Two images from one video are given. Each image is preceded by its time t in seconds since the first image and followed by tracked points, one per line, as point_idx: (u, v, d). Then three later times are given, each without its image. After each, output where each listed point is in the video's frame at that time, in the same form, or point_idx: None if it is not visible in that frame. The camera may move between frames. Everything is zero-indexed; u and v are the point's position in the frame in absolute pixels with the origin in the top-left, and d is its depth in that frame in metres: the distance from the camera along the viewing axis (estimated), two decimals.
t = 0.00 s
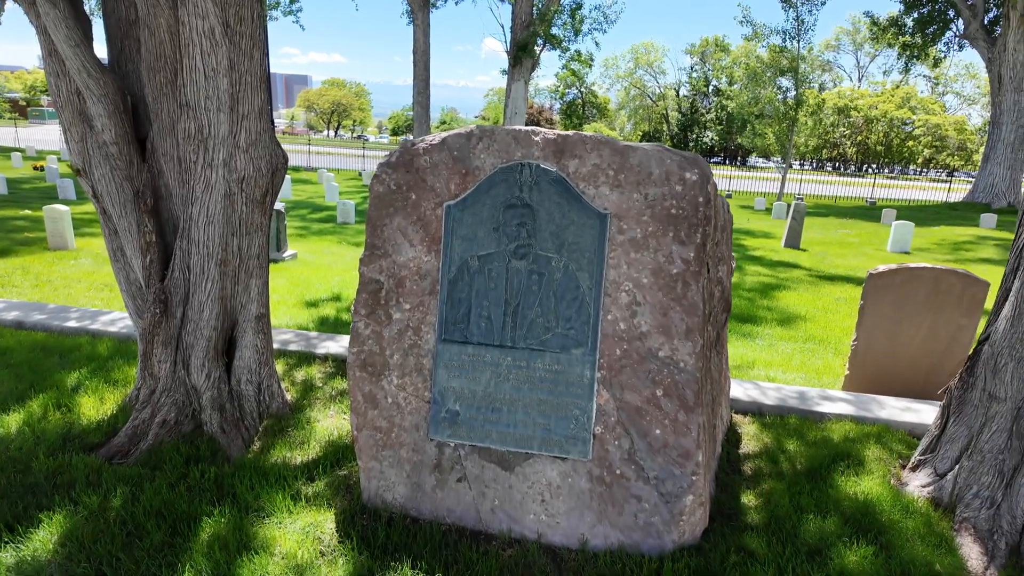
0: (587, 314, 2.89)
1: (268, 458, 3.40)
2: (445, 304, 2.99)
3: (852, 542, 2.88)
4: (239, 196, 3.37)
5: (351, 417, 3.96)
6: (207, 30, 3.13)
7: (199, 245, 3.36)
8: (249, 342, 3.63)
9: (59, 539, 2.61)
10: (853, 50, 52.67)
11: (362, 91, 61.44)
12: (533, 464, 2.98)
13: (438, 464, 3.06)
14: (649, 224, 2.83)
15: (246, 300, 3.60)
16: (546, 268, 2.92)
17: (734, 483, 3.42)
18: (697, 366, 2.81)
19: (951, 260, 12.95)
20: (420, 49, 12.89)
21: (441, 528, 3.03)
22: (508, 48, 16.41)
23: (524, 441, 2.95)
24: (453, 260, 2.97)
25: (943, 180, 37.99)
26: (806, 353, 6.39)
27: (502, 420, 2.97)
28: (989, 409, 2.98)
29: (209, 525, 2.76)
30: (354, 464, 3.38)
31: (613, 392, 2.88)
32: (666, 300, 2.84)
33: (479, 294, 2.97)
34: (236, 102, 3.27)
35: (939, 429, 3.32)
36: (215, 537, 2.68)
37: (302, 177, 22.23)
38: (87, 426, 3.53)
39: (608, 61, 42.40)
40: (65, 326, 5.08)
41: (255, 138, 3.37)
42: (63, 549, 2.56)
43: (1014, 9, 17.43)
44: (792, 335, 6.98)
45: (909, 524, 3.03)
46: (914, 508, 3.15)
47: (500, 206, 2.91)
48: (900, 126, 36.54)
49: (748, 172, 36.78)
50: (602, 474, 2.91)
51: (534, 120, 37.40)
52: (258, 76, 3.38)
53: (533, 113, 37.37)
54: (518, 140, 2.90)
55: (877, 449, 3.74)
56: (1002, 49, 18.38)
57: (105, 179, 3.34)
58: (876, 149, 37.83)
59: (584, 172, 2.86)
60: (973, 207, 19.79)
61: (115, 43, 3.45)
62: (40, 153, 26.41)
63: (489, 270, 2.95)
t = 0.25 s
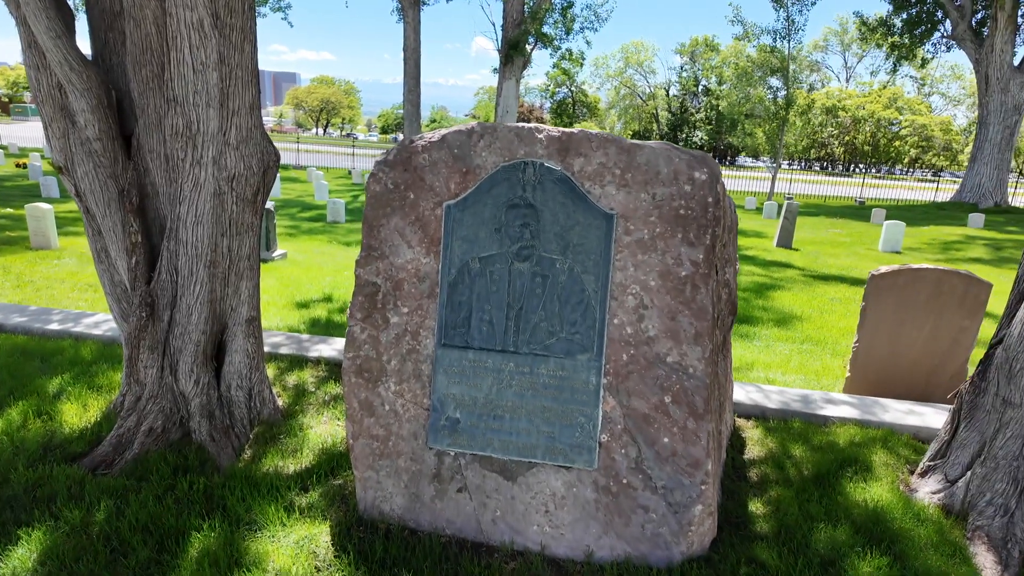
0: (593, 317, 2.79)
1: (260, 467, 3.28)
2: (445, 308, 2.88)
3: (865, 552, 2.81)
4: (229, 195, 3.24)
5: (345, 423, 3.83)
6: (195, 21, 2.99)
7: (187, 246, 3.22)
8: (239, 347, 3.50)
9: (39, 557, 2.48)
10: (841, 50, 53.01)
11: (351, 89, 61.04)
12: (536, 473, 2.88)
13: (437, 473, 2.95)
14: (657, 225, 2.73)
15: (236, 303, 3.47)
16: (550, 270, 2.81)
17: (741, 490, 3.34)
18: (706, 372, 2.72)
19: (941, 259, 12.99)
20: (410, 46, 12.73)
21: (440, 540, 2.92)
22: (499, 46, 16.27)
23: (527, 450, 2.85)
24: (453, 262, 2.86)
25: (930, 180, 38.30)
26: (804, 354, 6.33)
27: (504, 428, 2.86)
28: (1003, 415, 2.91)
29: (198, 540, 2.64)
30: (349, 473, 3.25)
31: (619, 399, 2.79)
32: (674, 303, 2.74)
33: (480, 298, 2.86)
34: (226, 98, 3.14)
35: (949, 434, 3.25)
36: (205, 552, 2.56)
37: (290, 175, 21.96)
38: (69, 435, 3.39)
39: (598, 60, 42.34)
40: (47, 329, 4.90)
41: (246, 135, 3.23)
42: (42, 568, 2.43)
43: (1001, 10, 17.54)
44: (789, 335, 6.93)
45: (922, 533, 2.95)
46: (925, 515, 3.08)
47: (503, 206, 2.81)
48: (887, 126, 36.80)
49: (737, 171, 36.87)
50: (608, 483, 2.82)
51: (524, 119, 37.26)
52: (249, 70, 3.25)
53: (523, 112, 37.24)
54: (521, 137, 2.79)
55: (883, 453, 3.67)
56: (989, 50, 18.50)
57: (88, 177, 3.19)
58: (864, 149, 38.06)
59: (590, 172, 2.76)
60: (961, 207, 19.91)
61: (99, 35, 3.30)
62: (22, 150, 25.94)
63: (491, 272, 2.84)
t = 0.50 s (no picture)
0: (599, 325, 2.68)
1: (248, 483, 3.12)
2: (445, 316, 2.75)
3: (879, 563, 2.74)
4: (213, 197, 3.06)
5: (336, 434, 3.69)
6: (177, 13, 2.80)
7: (169, 251, 3.05)
8: (225, 356, 3.34)
9: None
10: (818, 50, 53.59)
11: (330, 86, 60.39)
12: (541, 487, 2.77)
13: (437, 488, 2.82)
14: (665, 229, 2.63)
15: (221, 311, 3.30)
16: (555, 276, 2.69)
17: (746, 500, 3.26)
18: (717, 381, 2.63)
19: (922, 257, 13.12)
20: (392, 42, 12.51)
21: (441, 558, 2.80)
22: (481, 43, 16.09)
23: (532, 463, 2.73)
24: (453, 268, 2.73)
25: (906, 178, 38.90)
26: (796, 354, 6.30)
27: (507, 441, 2.75)
28: (1013, 421, 2.86)
29: (184, 566, 2.49)
30: (343, 488, 3.11)
31: (628, 409, 2.69)
32: (684, 310, 2.64)
33: (482, 305, 2.73)
34: (210, 94, 2.96)
35: (957, 440, 3.20)
36: None
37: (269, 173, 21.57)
38: (43, 452, 3.20)
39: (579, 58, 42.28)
40: (17, 336, 4.68)
41: (232, 133, 3.06)
42: None
43: (976, 11, 17.78)
44: (780, 336, 6.90)
45: (933, 542, 2.89)
46: (935, 523, 3.02)
47: (505, 209, 2.68)
48: (863, 125, 37.29)
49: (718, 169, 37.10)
50: (615, 496, 2.71)
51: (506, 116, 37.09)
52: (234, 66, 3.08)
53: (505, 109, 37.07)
54: (524, 137, 2.67)
55: (887, 458, 3.61)
56: (965, 51, 18.76)
57: (61, 178, 3.00)
58: (841, 148, 38.53)
59: (596, 173, 2.65)
60: (937, 204, 20.18)
61: (72, 27, 3.11)
62: None
63: (492, 278, 2.72)
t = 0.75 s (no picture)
0: (595, 331, 2.61)
1: (228, 496, 3.01)
2: (435, 321, 2.66)
3: (876, 569, 2.71)
4: (191, 199, 2.93)
5: (320, 442, 3.58)
6: (152, 5, 2.67)
7: (144, 256, 2.92)
8: (203, 364, 3.21)
9: None
10: (793, 51, 54.26)
11: (307, 83, 59.65)
12: (535, 497, 2.70)
13: (427, 500, 2.73)
14: (661, 232, 2.57)
15: (199, 316, 3.18)
16: (549, 280, 2.62)
17: (740, 505, 3.22)
18: (714, 387, 2.58)
19: (898, 256, 13.30)
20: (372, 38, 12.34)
21: (431, 571, 2.71)
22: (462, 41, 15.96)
23: (525, 472, 2.66)
24: (444, 272, 2.64)
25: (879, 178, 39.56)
26: (781, 354, 6.31)
27: (500, 450, 2.67)
28: (1005, 423, 2.85)
29: None
30: (329, 500, 3.01)
31: (623, 417, 2.62)
32: (680, 315, 2.59)
33: (473, 310, 2.65)
34: (187, 91, 2.82)
35: (948, 442, 3.19)
36: None
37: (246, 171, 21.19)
38: (9, 467, 3.05)
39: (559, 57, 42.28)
40: None
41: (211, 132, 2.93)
42: None
43: (948, 14, 18.09)
44: (765, 336, 6.90)
45: (928, 546, 2.86)
46: (929, 526, 2.99)
47: (498, 211, 2.60)
48: (838, 126, 37.83)
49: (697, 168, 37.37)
50: (611, 505, 2.65)
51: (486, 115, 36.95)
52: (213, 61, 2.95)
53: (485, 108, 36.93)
54: (516, 138, 2.59)
55: (878, 460, 3.60)
56: (937, 53, 19.07)
57: (27, 177, 2.83)
58: (816, 148, 39.05)
59: (591, 175, 2.58)
60: (911, 204, 20.51)
61: (39, 19, 2.95)
62: None
63: (484, 283, 2.64)
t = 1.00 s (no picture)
0: (580, 336, 2.53)
1: (198, 510, 2.89)
2: (415, 327, 2.56)
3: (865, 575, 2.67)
4: (157, 199, 2.79)
5: (296, 451, 3.46)
6: None
7: (107, 259, 2.77)
8: (172, 372, 3.08)
9: None
10: (769, 51, 54.81)
11: (283, 79, 58.83)
12: (519, 508, 2.61)
13: (408, 511, 2.64)
14: (649, 233, 2.50)
15: (168, 322, 3.04)
16: (534, 284, 2.54)
17: (728, 510, 3.16)
18: (703, 392, 2.52)
19: (874, 253, 13.45)
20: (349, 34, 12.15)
21: None
22: (441, 38, 15.80)
23: (510, 482, 2.58)
24: (425, 275, 2.54)
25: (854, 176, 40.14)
26: (763, 353, 6.30)
27: (483, 459, 2.58)
28: (992, 425, 2.83)
29: None
30: (306, 512, 2.90)
31: (611, 424, 2.55)
32: (668, 318, 2.52)
33: (455, 315, 2.56)
34: (152, 85, 2.68)
35: (935, 443, 3.16)
36: None
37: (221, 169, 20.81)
38: None
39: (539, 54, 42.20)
40: None
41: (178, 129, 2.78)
42: None
43: (921, 15, 18.35)
44: (747, 334, 6.90)
45: (917, 549, 2.81)
46: (917, 529, 2.94)
47: (480, 212, 2.51)
48: (813, 124, 38.30)
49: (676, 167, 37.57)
50: (597, 514, 2.58)
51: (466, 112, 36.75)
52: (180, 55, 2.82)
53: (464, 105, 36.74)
54: (499, 136, 2.49)
55: (864, 461, 3.58)
56: (910, 53, 19.34)
57: None
58: (792, 146, 39.49)
59: (576, 175, 2.50)
60: (885, 202, 20.79)
61: None
62: None
63: (467, 286, 2.54)
